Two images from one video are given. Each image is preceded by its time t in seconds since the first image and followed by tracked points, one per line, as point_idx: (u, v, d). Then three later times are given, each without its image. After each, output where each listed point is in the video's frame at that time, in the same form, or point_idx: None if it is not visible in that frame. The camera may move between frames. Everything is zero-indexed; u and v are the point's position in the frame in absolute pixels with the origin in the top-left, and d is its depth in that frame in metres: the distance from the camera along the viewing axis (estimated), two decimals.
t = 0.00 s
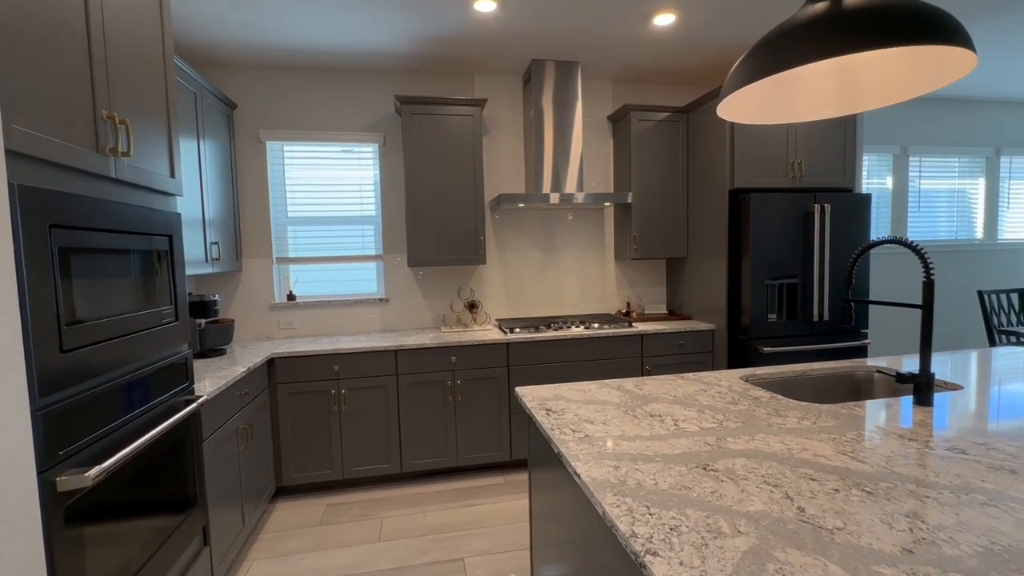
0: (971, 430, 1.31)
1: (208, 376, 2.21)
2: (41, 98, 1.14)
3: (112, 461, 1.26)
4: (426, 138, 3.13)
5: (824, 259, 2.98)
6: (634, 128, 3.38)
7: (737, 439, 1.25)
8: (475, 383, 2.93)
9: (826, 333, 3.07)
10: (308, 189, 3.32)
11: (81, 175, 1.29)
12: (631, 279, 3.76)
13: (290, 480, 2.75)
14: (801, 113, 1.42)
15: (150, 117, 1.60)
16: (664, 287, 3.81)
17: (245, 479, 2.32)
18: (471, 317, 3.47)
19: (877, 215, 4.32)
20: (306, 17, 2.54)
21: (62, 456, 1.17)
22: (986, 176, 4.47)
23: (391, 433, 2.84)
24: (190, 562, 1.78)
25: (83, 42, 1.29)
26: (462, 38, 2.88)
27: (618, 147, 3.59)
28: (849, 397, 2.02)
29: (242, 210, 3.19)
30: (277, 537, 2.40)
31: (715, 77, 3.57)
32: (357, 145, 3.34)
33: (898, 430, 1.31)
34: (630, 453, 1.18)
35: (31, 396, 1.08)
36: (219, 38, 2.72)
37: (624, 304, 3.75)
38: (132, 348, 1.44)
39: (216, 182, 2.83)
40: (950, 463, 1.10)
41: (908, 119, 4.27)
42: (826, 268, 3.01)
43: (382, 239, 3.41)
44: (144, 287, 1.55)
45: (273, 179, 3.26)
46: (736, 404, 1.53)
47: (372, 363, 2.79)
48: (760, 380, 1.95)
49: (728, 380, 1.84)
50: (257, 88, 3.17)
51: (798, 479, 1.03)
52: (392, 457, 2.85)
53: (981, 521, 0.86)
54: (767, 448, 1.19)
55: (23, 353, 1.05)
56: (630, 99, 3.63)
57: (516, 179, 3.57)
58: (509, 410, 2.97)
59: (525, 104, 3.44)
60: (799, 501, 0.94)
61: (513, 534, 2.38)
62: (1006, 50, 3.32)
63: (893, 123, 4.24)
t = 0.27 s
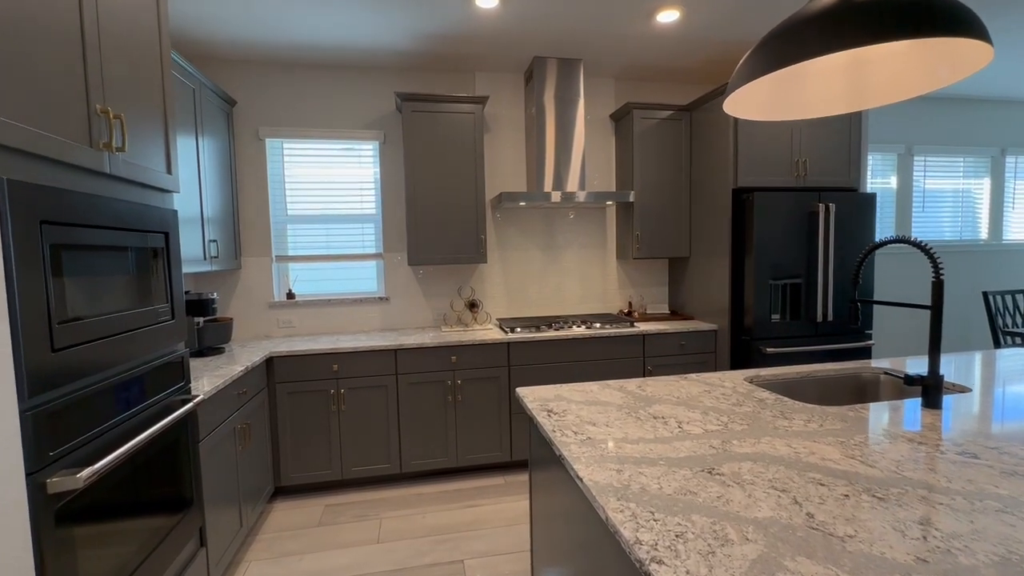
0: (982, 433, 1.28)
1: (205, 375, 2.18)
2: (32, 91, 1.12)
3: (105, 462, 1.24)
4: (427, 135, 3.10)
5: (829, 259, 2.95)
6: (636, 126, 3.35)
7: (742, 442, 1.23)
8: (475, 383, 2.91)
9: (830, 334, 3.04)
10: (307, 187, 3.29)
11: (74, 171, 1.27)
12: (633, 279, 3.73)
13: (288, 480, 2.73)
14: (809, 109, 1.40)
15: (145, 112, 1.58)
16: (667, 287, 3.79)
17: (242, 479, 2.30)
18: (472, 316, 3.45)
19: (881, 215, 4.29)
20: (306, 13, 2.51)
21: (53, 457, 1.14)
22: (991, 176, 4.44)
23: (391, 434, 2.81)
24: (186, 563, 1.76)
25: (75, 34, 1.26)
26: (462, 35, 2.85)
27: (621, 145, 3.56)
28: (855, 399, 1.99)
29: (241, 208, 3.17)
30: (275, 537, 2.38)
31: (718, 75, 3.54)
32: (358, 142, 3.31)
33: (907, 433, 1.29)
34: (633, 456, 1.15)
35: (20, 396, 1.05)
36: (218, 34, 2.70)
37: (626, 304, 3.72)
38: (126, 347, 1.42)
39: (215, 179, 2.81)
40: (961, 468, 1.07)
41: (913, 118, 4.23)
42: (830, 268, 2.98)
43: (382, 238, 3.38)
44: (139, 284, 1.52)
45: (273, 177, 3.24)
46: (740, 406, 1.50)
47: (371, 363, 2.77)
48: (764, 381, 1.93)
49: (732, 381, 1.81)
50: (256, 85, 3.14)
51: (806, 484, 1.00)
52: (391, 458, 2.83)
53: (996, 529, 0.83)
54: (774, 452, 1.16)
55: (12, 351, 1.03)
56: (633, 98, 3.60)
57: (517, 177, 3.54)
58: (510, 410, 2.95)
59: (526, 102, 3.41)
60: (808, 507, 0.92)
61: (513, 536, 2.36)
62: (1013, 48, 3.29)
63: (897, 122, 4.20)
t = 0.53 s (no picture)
0: (993, 438, 1.25)
1: (202, 374, 2.16)
2: (22, 84, 1.09)
3: (96, 464, 1.21)
4: (427, 133, 3.07)
5: (833, 259, 2.92)
6: (639, 124, 3.32)
7: (748, 446, 1.20)
8: (475, 383, 2.88)
9: (834, 335, 3.01)
10: (307, 185, 3.27)
11: (66, 166, 1.24)
12: (635, 278, 3.70)
13: (286, 481, 2.70)
14: (816, 106, 1.37)
15: (140, 107, 1.55)
16: (668, 287, 3.75)
17: (239, 480, 2.27)
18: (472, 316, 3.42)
19: (885, 215, 4.25)
20: (305, 8, 2.48)
21: (41, 459, 1.12)
22: (996, 176, 4.40)
23: (390, 434, 2.79)
24: (182, 564, 1.74)
25: (67, 26, 1.23)
26: (463, 31, 2.82)
27: (623, 144, 3.53)
28: (860, 401, 1.96)
29: (240, 206, 3.14)
30: (272, 539, 2.36)
31: (721, 73, 3.51)
32: (357, 140, 3.28)
33: (916, 437, 1.26)
34: (637, 460, 1.13)
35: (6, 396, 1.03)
36: (217, 29, 2.67)
37: (627, 304, 3.69)
38: (119, 346, 1.39)
39: (213, 177, 2.78)
40: (974, 474, 1.04)
41: (918, 118, 4.20)
42: (835, 269, 2.94)
43: (382, 236, 3.36)
44: (132, 282, 1.50)
45: (272, 175, 3.21)
46: (745, 409, 1.47)
47: (370, 363, 2.74)
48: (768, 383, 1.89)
49: (736, 382, 1.78)
50: (256, 82, 3.11)
51: (815, 490, 0.97)
52: (390, 458, 2.80)
53: (1015, 539, 0.80)
54: (781, 456, 1.13)
55: None
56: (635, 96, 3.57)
57: (518, 176, 3.51)
58: (510, 411, 2.92)
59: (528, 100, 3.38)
60: (818, 515, 0.89)
61: (513, 538, 2.33)
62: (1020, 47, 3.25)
63: (902, 121, 4.17)
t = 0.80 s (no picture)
0: (1005, 443, 1.22)
1: (197, 374, 2.13)
2: (8, 77, 1.06)
3: (83, 467, 1.19)
4: (427, 131, 3.04)
5: (837, 260, 2.89)
6: (641, 123, 3.29)
7: (753, 451, 1.17)
8: (475, 383, 2.85)
9: (838, 336, 2.98)
10: (305, 183, 3.24)
11: (55, 161, 1.21)
12: (636, 279, 3.67)
13: (284, 482, 2.67)
14: (823, 103, 1.33)
15: (133, 103, 1.52)
16: (670, 287, 3.72)
17: (235, 481, 2.24)
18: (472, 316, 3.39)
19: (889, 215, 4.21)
20: (304, 4, 2.45)
21: (26, 461, 1.09)
22: (1001, 176, 4.36)
23: (388, 435, 2.76)
24: (176, 567, 1.71)
25: (56, 18, 1.20)
26: (464, 28, 2.79)
27: (624, 142, 3.49)
28: (866, 404, 1.92)
29: (238, 204, 3.11)
30: (269, 541, 2.33)
31: (725, 71, 3.47)
32: (357, 138, 3.25)
33: (926, 442, 1.23)
34: (639, 466, 1.10)
35: None
36: (215, 25, 2.64)
37: (628, 304, 3.65)
38: (109, 346, 1.37)
39: (211, 174, 2.76)
40: (988, 482, 1.01)
41: (923, 117, 4.16)
42: (839, 269, 2.91)
43: (381, 235, 3.33)
44: (124, 281, 1.47)
45: (271, 172, 3.19)
46: (750, 413, 1.44)
47: (369, 363, 2.71)
48: (772, 387, 1.85)
49: (739, 385, 1.75)
50: (254, 78, 3.08)
51: (825, 498, 0.94)
52: (388, 460, 2.77)
53: None
54: (788, 462, 1.10)
55: None
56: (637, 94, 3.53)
57: (519, 174, 3.48)
58: (510, 412, 2.89)
59: (529, 98, 3.35)
60: (828, 524, 0.86)
61: (513, 541, 2.30)
62: None
63: (906, 121, 4.13)
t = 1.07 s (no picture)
0: (1015, 449, 1.19)
1: (193, 374, 2.10)
2: None
3: (72, 472, 1.17)
4: (427, 129, 3.02)
5: (841, 261, 2.86)
6: (642, 121, 3.26)
7: (758, 457, 1.14)
8: (474, 384, 2.82)
9: (841, 337, 2.95)
10: (303, 181, 3.21)
11: (43, 158, 1.18)
12: (637, 279, 3.64)
13: (281, 483, 2.65)
14: (832, 100, 1.30)
15: (126, 99, 1.49)
16: (671, 287, 3.69)
17: (231, 483, 2.22)
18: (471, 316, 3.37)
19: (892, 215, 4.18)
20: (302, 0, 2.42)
21: (13, 466, 1.08)
22: (1005, 176, 4.32)
23: (386, 436, 2.73)
24: (170, 570, 1.69)
25: (45, 11, 1.17)
26: (464, 25, 2.76)
27: (626, 141, 3.46)
28: (870, 407, 1.90)
29: (235, 203, 3.09)
30: (265, 543, 2.30)
31: (727, 70, 3.44)
32: (356, 136, 3.22)
33: (934, 448, 1.20)
34: (641, 472, 1.07)
35: None
36: (212, 21, 2.61)
37: (629, 304, 3.63)
38: (100, 347, 1.34)
39: (208, 172, 2.73)
40: (999, 490, 0.98)
41: (926, 116, 4.13)
42: (842, 270, 2.88)
43: (380, 234, 3.30)
44: (116, 280, 1.44)
45: (269, 171, 3.16)
46: (753, 417, 1.41)
47: (367, 363, 2.68)
48: (775, 389, 1.82)
49: (742, 387, 1.72)
50: (251, 76, 3.06)
51: (831, 507, 0.92)
52: (386, 461, 2.75)
53: None
54: (793, 469, 1.08)
55: None
56: (638, 92, 3.50)
57: (519, 173, 3.45)
58: (509, 413, 2.86)
59: (529, 96, 3.32)
60: (836, 535, 0.83)
61: (512, 545, 2.28)
62: None
63: (910, 120, 4.10)
